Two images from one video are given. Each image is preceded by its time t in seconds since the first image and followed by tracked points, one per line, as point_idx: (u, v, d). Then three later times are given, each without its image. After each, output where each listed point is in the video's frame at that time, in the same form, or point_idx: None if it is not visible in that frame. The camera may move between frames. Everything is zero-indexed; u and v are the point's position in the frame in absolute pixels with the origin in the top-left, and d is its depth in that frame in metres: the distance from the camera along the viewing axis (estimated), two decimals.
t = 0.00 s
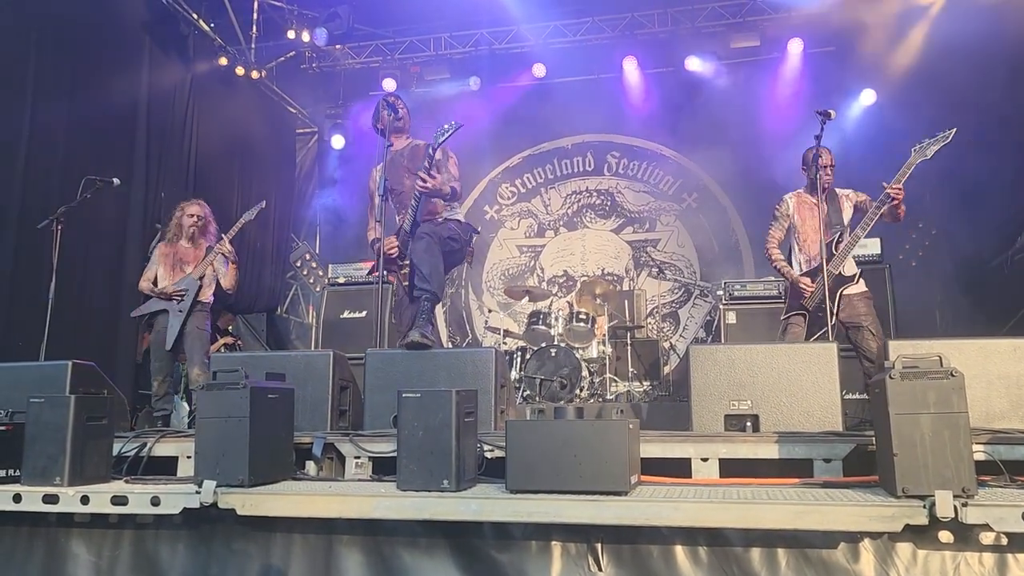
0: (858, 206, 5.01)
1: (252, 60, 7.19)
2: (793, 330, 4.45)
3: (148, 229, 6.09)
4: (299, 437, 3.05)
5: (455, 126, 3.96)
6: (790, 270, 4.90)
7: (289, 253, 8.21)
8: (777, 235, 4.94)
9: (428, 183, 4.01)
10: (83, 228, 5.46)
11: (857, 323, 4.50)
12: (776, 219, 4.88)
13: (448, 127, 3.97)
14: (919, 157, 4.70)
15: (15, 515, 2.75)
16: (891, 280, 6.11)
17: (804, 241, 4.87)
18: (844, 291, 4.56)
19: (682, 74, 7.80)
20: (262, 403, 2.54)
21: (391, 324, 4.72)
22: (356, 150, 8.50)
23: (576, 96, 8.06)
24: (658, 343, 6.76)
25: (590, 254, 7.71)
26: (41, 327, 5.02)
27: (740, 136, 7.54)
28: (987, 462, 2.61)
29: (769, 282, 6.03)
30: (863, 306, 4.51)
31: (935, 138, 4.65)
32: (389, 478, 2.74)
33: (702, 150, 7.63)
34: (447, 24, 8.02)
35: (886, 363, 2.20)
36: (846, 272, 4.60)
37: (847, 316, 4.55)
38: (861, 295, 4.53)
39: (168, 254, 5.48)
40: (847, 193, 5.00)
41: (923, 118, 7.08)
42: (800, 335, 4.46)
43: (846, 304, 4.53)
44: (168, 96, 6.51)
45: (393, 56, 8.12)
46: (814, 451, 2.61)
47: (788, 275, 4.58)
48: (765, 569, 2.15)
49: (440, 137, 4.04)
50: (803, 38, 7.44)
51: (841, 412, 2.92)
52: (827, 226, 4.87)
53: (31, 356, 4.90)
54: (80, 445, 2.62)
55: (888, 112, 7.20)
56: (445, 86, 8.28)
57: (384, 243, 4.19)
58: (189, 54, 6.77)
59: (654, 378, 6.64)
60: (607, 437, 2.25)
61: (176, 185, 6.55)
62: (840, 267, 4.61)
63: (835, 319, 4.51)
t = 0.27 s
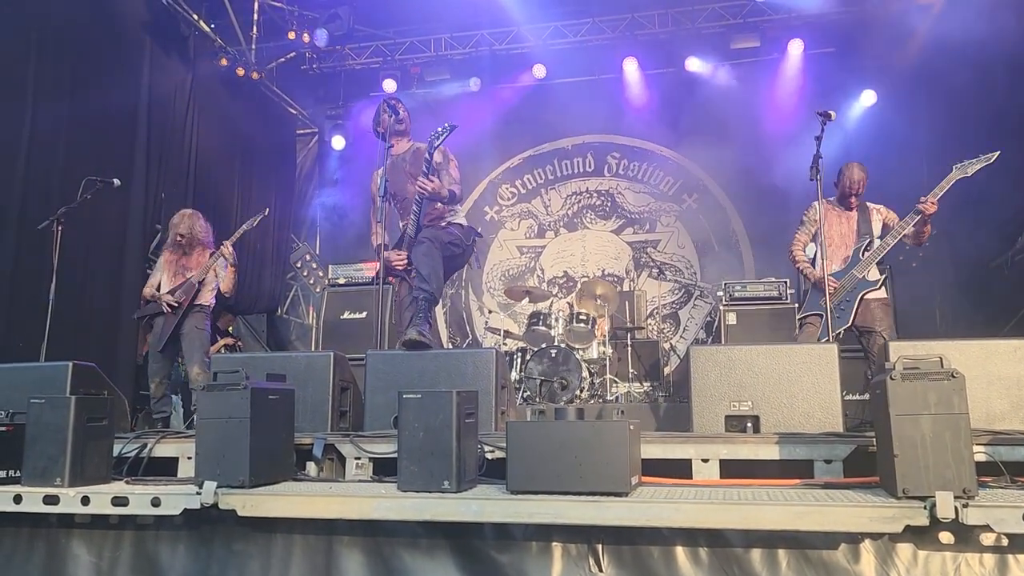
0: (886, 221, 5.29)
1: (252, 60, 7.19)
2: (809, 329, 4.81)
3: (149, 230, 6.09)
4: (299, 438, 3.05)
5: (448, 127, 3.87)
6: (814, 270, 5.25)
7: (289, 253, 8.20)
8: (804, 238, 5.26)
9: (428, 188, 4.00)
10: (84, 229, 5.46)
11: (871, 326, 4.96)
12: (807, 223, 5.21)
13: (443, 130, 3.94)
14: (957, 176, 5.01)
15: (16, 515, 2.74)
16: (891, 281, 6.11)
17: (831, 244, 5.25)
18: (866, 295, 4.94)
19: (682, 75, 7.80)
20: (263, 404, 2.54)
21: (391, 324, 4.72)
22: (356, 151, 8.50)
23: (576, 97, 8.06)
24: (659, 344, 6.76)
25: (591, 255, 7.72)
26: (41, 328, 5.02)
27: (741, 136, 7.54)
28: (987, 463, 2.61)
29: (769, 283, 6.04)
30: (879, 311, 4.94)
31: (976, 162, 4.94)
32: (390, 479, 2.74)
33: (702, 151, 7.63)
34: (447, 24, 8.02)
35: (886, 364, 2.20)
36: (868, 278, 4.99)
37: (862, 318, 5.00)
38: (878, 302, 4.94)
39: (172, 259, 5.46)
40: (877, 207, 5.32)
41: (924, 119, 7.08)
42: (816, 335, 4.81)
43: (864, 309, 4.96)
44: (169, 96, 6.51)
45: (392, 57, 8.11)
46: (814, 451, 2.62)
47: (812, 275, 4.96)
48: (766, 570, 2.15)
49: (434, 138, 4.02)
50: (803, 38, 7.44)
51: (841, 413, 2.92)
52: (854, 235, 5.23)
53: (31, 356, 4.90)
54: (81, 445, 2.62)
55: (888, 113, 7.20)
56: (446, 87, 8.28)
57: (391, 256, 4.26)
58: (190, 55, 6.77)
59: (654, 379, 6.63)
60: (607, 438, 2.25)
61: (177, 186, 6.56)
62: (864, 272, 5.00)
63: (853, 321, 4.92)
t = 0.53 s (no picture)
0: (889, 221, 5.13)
1: (252, 62, 7.20)
2: (811, 330, 4.72)
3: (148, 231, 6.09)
4: (299, 439, 3.05)
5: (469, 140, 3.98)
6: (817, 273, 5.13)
7: (289, 255, 8.20)
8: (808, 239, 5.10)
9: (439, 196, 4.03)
10: (84, 230, 5.47)
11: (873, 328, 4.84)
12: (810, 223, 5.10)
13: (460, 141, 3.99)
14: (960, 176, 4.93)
15: (15, 517, 2.74)
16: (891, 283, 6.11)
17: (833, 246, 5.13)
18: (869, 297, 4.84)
19: (682, 77, 7.80)
20: (262, 405, 2.54)
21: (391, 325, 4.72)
22: (356, 153, 8.50)
23: (575, 98, 8.07)
24: (658, 345, 6.76)
25: (590, 256, 7.72)
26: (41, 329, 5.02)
27: (741, 138, 7.54)
28: (986, 464, 2.61)
29: (769, 284, 6.04)
30: (882, 313, 4.82)
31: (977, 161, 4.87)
32: (390, 480, 2.74)
33: (702, 152, 7.63)
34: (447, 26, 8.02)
35: (886, 365, 2.20)
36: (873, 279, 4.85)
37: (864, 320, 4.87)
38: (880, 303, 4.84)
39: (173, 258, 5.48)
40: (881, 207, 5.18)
41: (924, 121, 7.09)
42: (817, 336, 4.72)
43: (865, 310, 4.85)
44: (169, 98, 6.51)
45: (392, 59, 8.11)
46: (814, 452, 2.62)
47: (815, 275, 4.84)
48: (766, 571, 2.15)
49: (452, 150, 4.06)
50: (803, 40, 7.45)
51: (841, 414, 2.92)
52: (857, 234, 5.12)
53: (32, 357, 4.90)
54: (81, 447, 2.62)
55: (888, 115, 7.21)
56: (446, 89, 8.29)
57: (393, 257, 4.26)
58: (190, 56, 6.78)
59: (654, 381, 6.63)
60: (606, 439, 2.25)
61: (177, 187, 6.56)
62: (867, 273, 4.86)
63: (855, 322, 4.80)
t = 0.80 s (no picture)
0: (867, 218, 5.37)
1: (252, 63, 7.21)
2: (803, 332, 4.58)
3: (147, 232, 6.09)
4: (299, 441, 3.05)
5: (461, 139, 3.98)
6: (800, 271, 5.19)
7: (288, 256, 8.20)
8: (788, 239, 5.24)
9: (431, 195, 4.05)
10: (83, 231, 5.46)
11: (862, 329, 4.70)
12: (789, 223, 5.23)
13: (453, 141, 4.01)
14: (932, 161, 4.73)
15: (15, 518, 2.74)
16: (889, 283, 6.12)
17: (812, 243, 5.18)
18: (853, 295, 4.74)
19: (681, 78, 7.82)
20: (263, 406, 2.54)
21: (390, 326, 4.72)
22: (355, 154, 8.50)
23: (574, 99, 8.08)
24: (658, 346, 6.76)
25: (589, 257, 7.72)
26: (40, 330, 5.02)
27: (741, 139, 7.55)
28: (985, 465, 2.62)
29: (768, 284, 6.04)
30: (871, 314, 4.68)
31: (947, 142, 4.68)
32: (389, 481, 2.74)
33: (701, 153, 7.64)
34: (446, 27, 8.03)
35: (885, 366, 2.20)
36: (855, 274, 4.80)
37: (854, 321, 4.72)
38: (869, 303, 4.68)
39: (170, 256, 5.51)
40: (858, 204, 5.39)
41: (922, 122, 7.10)
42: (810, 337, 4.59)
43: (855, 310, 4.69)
44: (168, 99, 6.52)
45: (392, 59, 8.12)
46: (814, 453, 2.62)
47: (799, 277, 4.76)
48: (766, 572, 2.16)
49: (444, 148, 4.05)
50: (802, 41, 7.47)
51: (840, 415, 2.92)
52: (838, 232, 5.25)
53: (31, 358, 4.90)
54: (81, 448, 2.62)
55: (887, 115, 7.22)
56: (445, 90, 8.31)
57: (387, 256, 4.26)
58: (189, 57, 6.78)
59: (653, 381, 6.63)
60: (606, 440, 2.25)
61: (176, 188, 6.56)
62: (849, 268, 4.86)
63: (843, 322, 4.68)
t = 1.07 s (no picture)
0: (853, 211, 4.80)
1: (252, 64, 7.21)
2: (790, 330, 4.49)
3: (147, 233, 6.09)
4: (299, 441, 3.05)
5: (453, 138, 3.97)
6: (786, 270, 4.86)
7: (288, 257, 8.21)
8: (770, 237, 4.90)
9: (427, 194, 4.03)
10: (83, 232, 5.46)
11: (851, 329, 4.39)
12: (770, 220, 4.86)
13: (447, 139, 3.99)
14: (902, 145, 4.65)
15: (15, 519, 2.74)
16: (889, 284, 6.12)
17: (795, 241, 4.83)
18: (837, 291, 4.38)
19: (682, 79, 7.82)
20: (263, 407, 2.54)
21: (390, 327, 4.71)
22: (355, 155, 8.51)
23: (574, 100, 8.08)
24: (658, 346, 6.76)
25: (590, 257, 7.72)
26: (40, 332, 5.02)
27: (741, 139, 7.55)
28: (986, 466, 2.61)
29: (768, 285, 6.04)
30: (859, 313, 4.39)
31: (918, 124, 4.58)
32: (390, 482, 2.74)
33: (701, 154, 7.65)
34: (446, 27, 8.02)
35: (885, 367, 2.20)
36: (838, 269, 4.41)
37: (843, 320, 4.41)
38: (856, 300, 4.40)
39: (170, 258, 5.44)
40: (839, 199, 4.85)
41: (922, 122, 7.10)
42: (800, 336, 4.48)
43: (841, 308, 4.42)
44: (168, 100, 6.52)
45: (392, 60, 8.12)
46: (814, 454, 2.62)
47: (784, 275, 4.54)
48: (766, 573, 2.16)
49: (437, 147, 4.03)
50: (802, 42, 7.46)
51: (841, 415, 2.92)
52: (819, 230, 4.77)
53: (31, 359, 4.90)
54: (81, 449, 2.62)
55: (887, 116, 7.22)
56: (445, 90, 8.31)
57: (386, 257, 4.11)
58: (189, 58, 6.79)
59: (654, 382, 6.63)
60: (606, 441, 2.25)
61: (176, 189, 6.57)
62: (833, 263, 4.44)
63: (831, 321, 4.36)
